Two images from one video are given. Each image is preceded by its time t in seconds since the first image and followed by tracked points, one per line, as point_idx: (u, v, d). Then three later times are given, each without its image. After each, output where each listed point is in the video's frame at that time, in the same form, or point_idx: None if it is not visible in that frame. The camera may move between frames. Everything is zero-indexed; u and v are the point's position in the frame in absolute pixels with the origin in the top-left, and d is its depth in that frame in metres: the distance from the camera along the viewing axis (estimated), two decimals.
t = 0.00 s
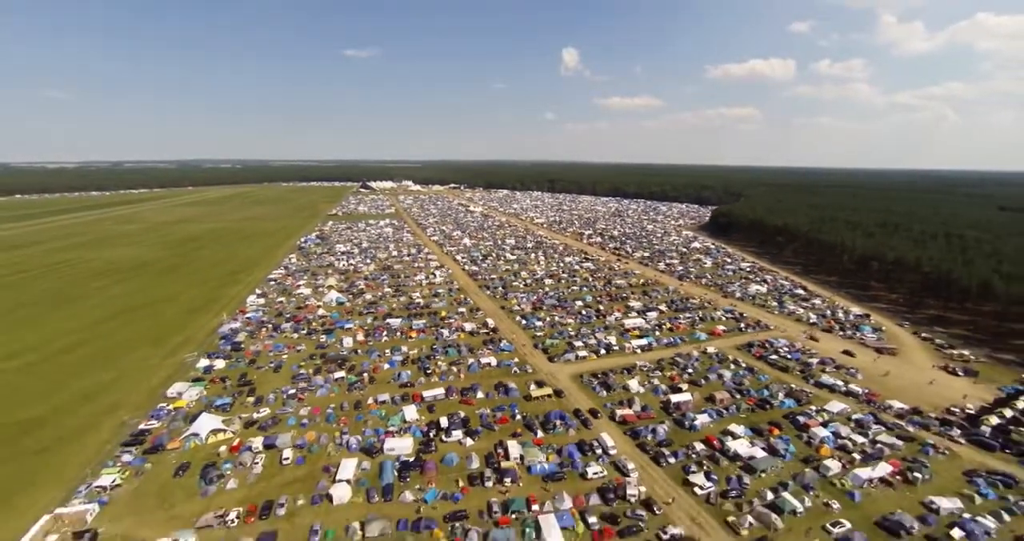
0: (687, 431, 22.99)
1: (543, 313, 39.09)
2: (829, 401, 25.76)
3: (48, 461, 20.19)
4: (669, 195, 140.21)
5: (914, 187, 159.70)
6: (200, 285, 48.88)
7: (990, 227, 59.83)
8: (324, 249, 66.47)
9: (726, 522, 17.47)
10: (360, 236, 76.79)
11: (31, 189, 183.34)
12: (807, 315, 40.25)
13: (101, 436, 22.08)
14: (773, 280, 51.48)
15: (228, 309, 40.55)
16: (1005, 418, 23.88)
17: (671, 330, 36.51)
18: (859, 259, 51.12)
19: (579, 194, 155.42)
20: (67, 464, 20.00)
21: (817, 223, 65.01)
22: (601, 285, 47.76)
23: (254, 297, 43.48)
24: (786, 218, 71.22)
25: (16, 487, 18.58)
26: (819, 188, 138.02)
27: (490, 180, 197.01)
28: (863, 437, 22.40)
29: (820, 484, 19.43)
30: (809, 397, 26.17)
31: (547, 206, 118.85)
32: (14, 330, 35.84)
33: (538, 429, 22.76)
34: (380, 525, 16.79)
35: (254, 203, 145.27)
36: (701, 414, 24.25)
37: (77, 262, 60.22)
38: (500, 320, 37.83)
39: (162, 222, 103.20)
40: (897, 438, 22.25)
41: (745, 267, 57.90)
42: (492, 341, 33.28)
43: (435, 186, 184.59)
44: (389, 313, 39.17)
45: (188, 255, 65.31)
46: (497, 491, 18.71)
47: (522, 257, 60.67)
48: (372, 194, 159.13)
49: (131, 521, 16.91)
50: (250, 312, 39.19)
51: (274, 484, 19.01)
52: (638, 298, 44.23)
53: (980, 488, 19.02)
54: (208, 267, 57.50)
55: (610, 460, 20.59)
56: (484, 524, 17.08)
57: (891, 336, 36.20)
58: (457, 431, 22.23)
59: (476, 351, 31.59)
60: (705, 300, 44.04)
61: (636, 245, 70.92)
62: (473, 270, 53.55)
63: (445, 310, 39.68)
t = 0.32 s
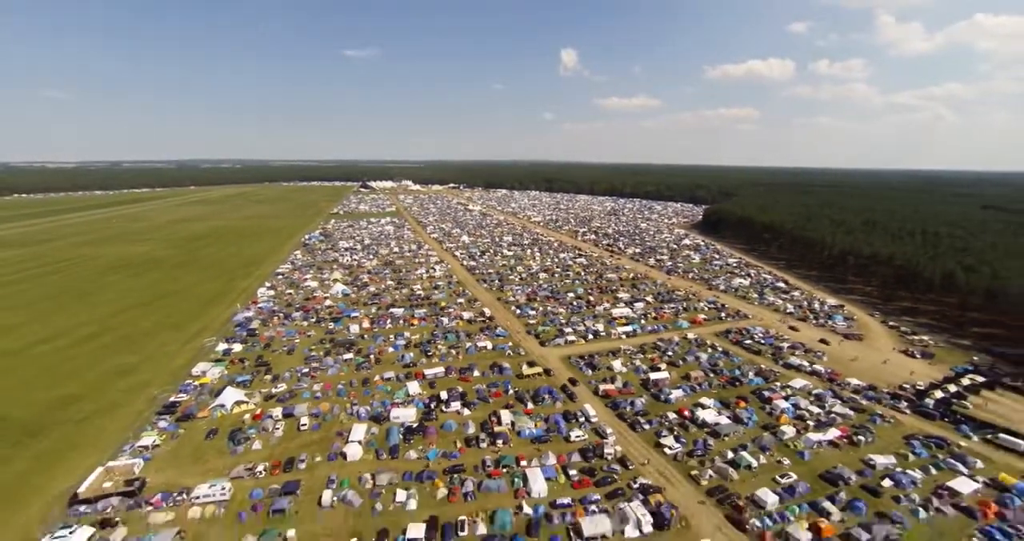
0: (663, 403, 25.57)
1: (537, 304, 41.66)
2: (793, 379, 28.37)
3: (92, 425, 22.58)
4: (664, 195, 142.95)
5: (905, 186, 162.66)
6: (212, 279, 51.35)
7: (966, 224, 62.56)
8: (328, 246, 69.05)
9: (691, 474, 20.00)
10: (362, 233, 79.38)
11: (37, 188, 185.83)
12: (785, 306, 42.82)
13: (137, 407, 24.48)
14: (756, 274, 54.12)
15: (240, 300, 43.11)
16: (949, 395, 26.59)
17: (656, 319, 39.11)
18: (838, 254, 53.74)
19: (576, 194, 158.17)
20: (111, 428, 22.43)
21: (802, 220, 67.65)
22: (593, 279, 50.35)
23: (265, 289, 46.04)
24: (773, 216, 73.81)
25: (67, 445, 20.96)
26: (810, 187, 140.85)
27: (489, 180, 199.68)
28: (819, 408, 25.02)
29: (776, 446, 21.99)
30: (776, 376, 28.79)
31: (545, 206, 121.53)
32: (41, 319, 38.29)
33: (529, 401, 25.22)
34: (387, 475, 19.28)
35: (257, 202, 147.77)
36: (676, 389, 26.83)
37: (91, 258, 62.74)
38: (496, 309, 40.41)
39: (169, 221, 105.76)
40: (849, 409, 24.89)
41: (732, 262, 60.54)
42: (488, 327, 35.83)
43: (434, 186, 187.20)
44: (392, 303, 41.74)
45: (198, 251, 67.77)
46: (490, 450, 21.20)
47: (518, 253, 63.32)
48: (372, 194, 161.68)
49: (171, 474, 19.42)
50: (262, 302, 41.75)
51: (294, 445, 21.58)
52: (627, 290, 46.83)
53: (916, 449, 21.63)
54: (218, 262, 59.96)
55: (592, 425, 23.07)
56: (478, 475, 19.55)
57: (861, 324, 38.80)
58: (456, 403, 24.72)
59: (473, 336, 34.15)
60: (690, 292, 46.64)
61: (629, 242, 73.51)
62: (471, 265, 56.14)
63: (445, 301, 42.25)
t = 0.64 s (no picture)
0: (642, 380, 28.16)
1: (530, 295, 44.25)
2: (763, 361, 31.02)
3: (127, 399, 25.31)
4: (659, 194, 145.82)
5: (896, 186, 165.76)
6: (222, 273, 53.89)
7: (943, 222, 65.32)
8: (331, 242, 71.66)
9: (661, 438, 22.59)
10: (364, 231, 81.96)
11: (42, 187, 188.54)
12: (764, 298, 45.48)
13: (166, 383, 27.21)
14: (741, 269, 56.76)
15: (251, 292, 45.69)
16: (903, 374, 29.25)
17: (642, 309, 41.69)
18: (819, 250, 56.36)
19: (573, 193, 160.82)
20: (145, 400, 25.20)
21: (788, 218, 70.33)
22: (585, 273, 52.98)
23: (274, 282, 48.69)
24: (761, 214, 76.46)
25: (108, 415, 23.70)
26: (803, 187, 143.50)
27: (488, 180, 202.18)
28: (783, 384, 27.67)
29: (740, 415, 24.63)
30: (747, 358, 31.43)
31: (542, 205, 124.12)
32: (67, 307, 40.81)
33: (520, 378, 27.74)
34: (393, 438, 21.85)
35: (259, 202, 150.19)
36: (656, 368, 29.43)
37: (106, 253, 65.53)
38: (492, 300, 43.00)
39: (175, 219, 108.56)
40: (810, 386, 27.53)
41: (719, 257, 63.25)
42: (484, 316, 38.40)
43: (434, 186, 190.00)
44: (394, 295, 44.34)
45: (206, 247, 70.30)
46: (484, 418, 23.79)
47: (514, 249, 65.99)
48: (372, 193, 164.18)
49: (203, 436, 22.04)
50: (272, 294, 44.38)
51: (310, 414, 24.18)
52: (617, 283, 49.41)
53: (864, 418, 24.27)
54: (226, 258, 62.54)
55: (577, 397, 25.63)
56: (474, 438, 22.08)
57: (834, 314, 41.44)
58: (454, 379, 27.30)
59: (470, 323, 36.73)
60: (676, 285, 49.30)
61: (622, 239, 76.12)
62: (469, 260, 58.78)
63: (444, 293, 44.82)
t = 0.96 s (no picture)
0: (625, 362, 30.79)
1: (526, 289, 46.83)
2: (738, 346, 33.66)
3: (158, 376, 27.93)
4: (655, 194, 148.55)
5: (888, 186, 168.54)
6: (232, 268, 56.51)
7: (924, 220, 68.03)
8: (335, 240, 74.33)
9: (639, 409, 25.21)
10: (366, 229, 84.62)
11: (47, 187, 190.82)
12: (747, 291, 48.11)
13: (191, 363, 29.85)
14: (727, 265, 59.48)
15: (261, 285, 48.37)
16: (865, 358, 31.89)
17: (631, 300, 44.33)
18: (802, 246, 58.98)
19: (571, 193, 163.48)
20: (174, 378, 27.82)
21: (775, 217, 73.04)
22: (578, 269, 55.64)
23: (283, 276, 51.32)
24: (750, 213, 79.13)
25: (141, 390, 26.15)
26: (796, 187, 146.32)
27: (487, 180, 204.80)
28: (753, 366, 30.32)
29: (711, 391, 27.26)
30: (724, 343, 34.07)
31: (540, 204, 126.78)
32: (89, 299, 43.39)
33: (514, 360, 30.35)
34: (399, 409, 24.46)
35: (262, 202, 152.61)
36: (639, 352, 32.05)
37: (120, 250, 68.24)
38: (490, 293, 45.62)
39: (182, 218, 111.29)
40: (778, 367, 30.19)
41: (708, 254, 65.95)
42: (482, 307, 41.03)
43: (434, 186, 192.48)
44: (397, 288, 46.97)
45: (214, 245, 72.90)
46: (481, 393, 26.40)
47: (512, 246, 68.64)
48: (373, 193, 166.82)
49: (229, 408, 24.67)
50: (281, 287, 47.01)
51: (323, 390, 26.81)
52: (608, 278, 52.07)
53: (823, 395, 26.90)
54: (234, 254, 65.12)
55: (565, 376, 28.26)
56: (471, 409, 24.69)
57: (811, 306, 44.07)
58: (454, 361, 29.90)
59: (469, 313, 39.36)
60: (665, 279, 51.94)
61: (616, 237, 78.79)
62: (468, 256, 61.45)
63: (444, 286, 47.47)
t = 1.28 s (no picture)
0: (611, 346, 33.43)
1: (522, 281, 49.45)
2: (717, 332, 36.33)
3: (182, 358, 30.53)
4: (651, 194, 151.28)
5: (882, 186, 171.26)
6: (241, 263, 58.87)
7: (905, 218, 70.84)
8: (339, 237, 76.84)
9: (620, 385, 27.82)
10: (369, 227, 87.19)
11: (51, 186, 192.75)
12: (731, 284, 50.77)
13: (211, 346, 32.45)
14: (716, 260, 62.04)
15: (270, 279, 50.85)
16: (833, 342, 34.56)
17: (620, 293, 46.89)
18: (787, 242, 61.58)
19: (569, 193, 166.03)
20: (197, 359, 30.46)
21: (764, 214, 75.61)
22: (572, 264, 58.20)
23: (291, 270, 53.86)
24: (740, 211, 81.81)
25: (168, 370, 28.78)
26: (790, 186, 149.16)
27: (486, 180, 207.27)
28: (729, 349, 32.93)
29: (688, 370, 29.90)
30: (704, 330, 36.72)
31: (538, 204, 129.35)
32: (108, 292, 45.81)
33: (508, 344, 32.95)
34: (404, 385, 27.11)
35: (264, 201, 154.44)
36: (625, 338, 34.67)
37: (132, 246, 70.82)
38: (488, 285, 48.21)
39: (187, 216, 113.66)
40: (751, 350, 32.82)
41: (698, 250, 68.61)
42: (480, 298, 43.63)
43: (434, 185, 194.99)
44: (400, 281, 49.54)
45: (221, 242, 75.37)
46: (478, 372, 29.01)
47: (509, 243, 71.15)
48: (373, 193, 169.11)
49: (250, 384, 27.30)
50: (290, 280, 49.53)
51: (334, 370, 29.41)
52: (601, 272, 54.66)
53: (790, 374, 29.56)
54: (242, 251, 67.53)
55: (555, 357, 30.90)
56: (469, 385, 27.33)
57: (790, 297, 46.77)
58: (453, 345, 32.49)
59: (468, 303, 41.96)
60: (654, 274, 54.53)
61: (610, 235, 81.34)
62: (467, 252, 64.03)
63: (445, 279, 50.04)
